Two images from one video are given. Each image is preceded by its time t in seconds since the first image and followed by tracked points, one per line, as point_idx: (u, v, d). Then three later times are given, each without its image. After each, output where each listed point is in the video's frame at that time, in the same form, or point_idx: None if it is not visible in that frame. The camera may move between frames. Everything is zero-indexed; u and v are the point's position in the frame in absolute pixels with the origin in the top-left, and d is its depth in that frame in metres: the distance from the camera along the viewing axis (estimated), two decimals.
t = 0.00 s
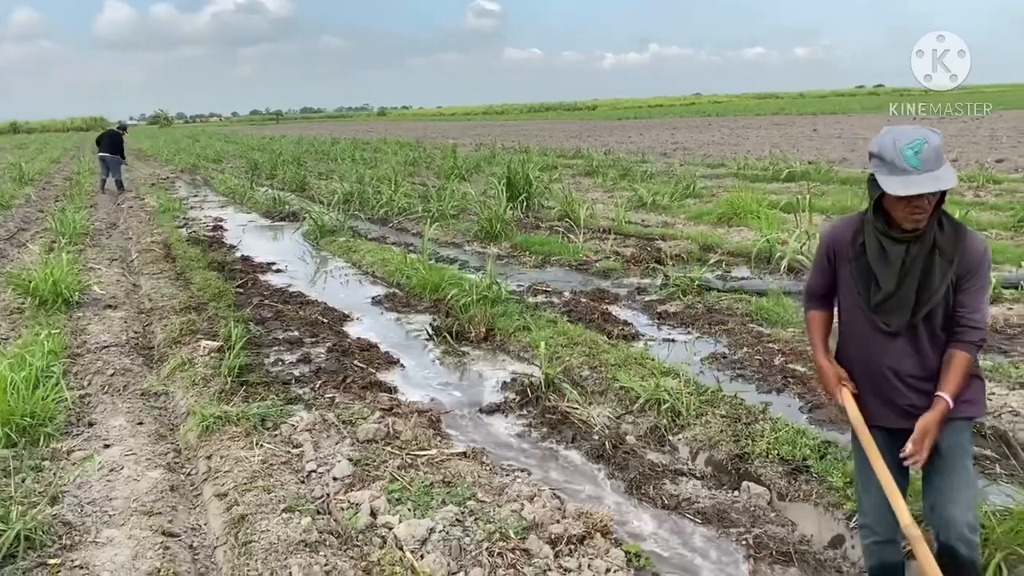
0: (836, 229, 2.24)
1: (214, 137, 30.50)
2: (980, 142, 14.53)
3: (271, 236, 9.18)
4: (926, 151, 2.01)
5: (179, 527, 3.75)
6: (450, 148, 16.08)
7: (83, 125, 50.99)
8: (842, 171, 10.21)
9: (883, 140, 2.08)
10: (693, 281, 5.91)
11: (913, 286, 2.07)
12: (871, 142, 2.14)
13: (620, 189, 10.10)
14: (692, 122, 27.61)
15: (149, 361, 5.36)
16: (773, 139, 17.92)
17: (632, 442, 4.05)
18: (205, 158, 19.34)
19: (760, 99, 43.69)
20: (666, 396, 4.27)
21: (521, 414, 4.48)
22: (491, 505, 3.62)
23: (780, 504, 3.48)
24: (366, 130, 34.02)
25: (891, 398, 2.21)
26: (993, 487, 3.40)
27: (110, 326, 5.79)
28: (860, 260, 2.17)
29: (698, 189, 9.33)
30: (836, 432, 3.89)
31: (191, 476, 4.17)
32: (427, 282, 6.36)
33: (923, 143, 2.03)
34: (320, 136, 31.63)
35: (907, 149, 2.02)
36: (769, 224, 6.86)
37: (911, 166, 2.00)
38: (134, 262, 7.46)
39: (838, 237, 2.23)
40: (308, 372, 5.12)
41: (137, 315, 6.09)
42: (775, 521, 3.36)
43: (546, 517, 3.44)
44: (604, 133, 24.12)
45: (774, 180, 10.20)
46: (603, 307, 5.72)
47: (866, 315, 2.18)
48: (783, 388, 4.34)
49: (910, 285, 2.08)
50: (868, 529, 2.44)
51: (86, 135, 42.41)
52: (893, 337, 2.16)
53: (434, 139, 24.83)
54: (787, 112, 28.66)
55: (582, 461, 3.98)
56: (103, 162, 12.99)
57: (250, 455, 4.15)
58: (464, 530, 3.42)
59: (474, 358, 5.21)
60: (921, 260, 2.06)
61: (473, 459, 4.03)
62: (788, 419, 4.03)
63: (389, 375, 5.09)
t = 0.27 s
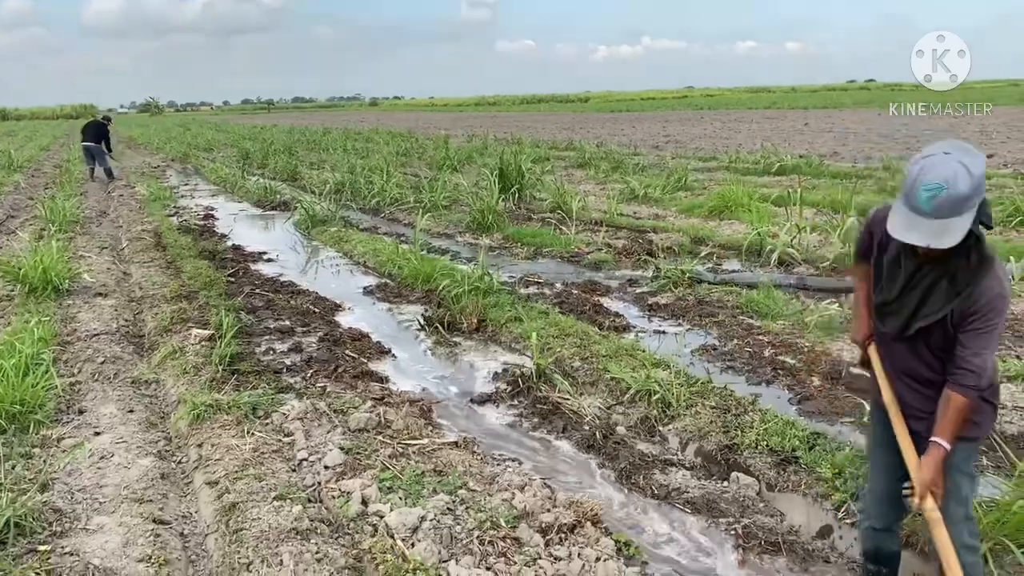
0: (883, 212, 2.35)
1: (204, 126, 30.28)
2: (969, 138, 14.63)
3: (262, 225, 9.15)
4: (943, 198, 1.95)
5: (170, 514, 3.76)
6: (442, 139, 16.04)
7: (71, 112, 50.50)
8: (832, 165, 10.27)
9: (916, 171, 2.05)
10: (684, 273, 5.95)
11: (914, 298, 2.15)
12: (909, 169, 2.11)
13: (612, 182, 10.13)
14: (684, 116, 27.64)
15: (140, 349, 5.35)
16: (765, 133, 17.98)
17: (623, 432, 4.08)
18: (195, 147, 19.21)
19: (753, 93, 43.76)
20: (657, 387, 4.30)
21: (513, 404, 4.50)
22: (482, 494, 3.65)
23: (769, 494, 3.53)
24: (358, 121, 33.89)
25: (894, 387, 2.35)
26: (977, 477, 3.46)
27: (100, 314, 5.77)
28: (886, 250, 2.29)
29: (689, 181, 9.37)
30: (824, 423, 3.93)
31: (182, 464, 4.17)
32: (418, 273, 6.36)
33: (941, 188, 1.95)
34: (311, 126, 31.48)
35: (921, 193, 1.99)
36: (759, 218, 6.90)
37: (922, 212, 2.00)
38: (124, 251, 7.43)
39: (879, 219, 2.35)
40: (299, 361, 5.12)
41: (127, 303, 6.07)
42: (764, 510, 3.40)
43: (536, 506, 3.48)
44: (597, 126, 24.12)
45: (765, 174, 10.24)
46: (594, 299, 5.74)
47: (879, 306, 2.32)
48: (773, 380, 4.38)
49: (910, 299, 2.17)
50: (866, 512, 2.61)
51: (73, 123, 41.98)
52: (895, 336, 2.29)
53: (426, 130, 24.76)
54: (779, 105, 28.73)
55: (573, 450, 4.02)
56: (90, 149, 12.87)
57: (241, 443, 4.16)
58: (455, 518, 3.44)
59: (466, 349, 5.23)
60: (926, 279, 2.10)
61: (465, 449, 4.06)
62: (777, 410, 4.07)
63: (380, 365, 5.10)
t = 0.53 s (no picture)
0: (906, 213, 2.37)
1: (200, 117, 30.16)
2: (965, 136, 14.66)
3: (257, 217, 9.13)
4: (973, 208, 1.98)
5: (166, 505, 3.77)
6: (438, 133, 16.01)
7: (66, 103, 50.22)
8: (829, 162, 10.29)
9: (944, 178, 2.06)
10: (680, 268, 5.96)
11: (938, 303, 2.17)
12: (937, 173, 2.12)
13: (609, 177, 10.13)
14: (681, 111, 27.62)
15: (135, 340, 5.35)
16: (762, 129, 18.00)
17: (618, 426, 4.10)
18: (191, 138, 19.13)
19: (751, 89, 43.76)
20: (652, 381, 4.32)
21: (509, 398, 4.52)
22: (477, 486, 3.66)
23: (763, 489, 3.55)
24: (354, 114, 33.80)
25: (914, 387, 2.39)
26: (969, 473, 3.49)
27: (95, 304, 5.75)
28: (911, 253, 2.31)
29: (686, 177, 9.38)
30: (819, 419, 3.95)
31: (177, 455, 4.17)
32: (415, 266, 6.37)
33: (971, 199, 1.97)
34: (307, 118, 31.40)
35: (950, 203, 2.02)
36: (756, 214, 6.91)
37: (951, 221, 2.03)
38: (119, 241, 7.41)
39: (903, 221, 2.37)
40: (295, 354, 5.12)
41: (123, 294, 6.06)
42: (758, 505, 3.43)
43: (532, 499, 3.50)
44: (594, 120, 24.11)
45: (761, 170, 10.26)
46: (590, 293, 5.76)
47: (903, 307, 2.34)
48: (768, 375, 4.40)
49: (935, 303, 2.18)
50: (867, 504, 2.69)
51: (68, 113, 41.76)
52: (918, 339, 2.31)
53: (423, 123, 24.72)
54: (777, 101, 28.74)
55: (569, 444, 4.03)
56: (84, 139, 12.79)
57: (237, 435, 4.16)
58: (450, 511, 3.45)
59: (462, 342, 5.24)
60: (952, 283, 2.11)
61: (461, 442, 4.07)
62: (772, 406, 4.09)
63: (377, 358, 5.11)
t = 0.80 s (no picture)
0: (906, 214, 2.36)
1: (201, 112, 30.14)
2: (967, 136, 14.66)
3: (259, 212, 9.14)
4: (991, 210, 1.98)
5: (167, 497, 3.79)
6: (440, 130, 15.99)
7: (67, 97, 50.14)
8: (830, 161, 10.31)
9: (954, 184, 2.07)
10: (681, 266, 5.98)
11: (952, 307, 2.17)
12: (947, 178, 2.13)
13: (610, 174, 10.14)
14: (683, 110, 27.62)
15: (137, 333, 5.36)
16: (763, 128, 18.02)
17: (618, 422, 4.12)
18: (192, 133, 19.12)
19: (752, 88, 43.76)
20: (652, 378, 4.34)
21: (509, 393, 4.54)
22: (478, 481, 3.69)
23: (762, 486, 3.58)
24: (357, 110, 33.80)
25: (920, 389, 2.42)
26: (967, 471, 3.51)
27: (97, 298, 5.77)
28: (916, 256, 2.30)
29: (687, 175, 9.39)
30: (817, 416, 3.98)
31: (178, 448, 4.19)
32: (416, 262, 6.38)
33: (989, 200, 1.98)
34: (309, 114, 31.41)
35: (967, 205, 2.01)
36: (757, 212, 6.93)
37: (968, 223, 2.02)
38: (121, 235, 7.42)
39: (904, 223, 2.36)
40: (296, 348, 5.14)
41: (124, 288, 6.07)
42: (757, 501, 3.45)
43: (531, 494, 3.52)
44: (595, 118, 24.11)
45: (762, 168, 10.28)
46: (591, 290, 5.77)
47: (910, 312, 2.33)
48: (768, 373, 4.42)
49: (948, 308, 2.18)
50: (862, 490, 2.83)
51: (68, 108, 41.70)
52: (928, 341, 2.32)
53: (424, 120, 24.72)
54: (778, 99, 28.73)
55: (569, 440, 4.05)
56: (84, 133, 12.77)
57: (238, 428, 4.18)
58: (450, 505, 3.47)
59: (463, 338, 5.26)
60: (965, 287, 2.12)
61: (461, 437, 4.09)
62: (772, 403, 4.12)
63: (378, 353, 5.12)
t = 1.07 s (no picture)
0: (895, 221, 2.42)
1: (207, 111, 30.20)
2: (974, 138, 14.61)
3: (264, 211, 9.16)
4: (971, 220, 2.00)
5: (172, 494, 3.80)
6: (445, 130, 15.99)
7: (73, 95, 50.30)
8: (836, 162, 10.28)
9: (933, 198, 2.10)
10: (686, 266, 5.98)
11: (935, 312, 2.20)
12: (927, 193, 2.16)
13: (615, 175, 10.14)
14: (688, 111, 27.59)
15: (142, 331, 5.38)
16: (769, 129, 17.99)
17: (623, 422, 4.12)
18: (198, 132, 19.15)
19: (757, 90, 43.76)
20: (656, 378, 4.35)
21: (513, 392, 4.54)
22: (481, 480, 3.69)
23: (766, 486, 3.58)
24: (363, 110, 33.83)
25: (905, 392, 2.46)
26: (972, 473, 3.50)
27: (103, 295, 5.79)
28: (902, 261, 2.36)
29: (693, 176, 9.38)
30: (821, 417, 3.98)
31: (183, 445, 4.20)
32: (421, 261, 6.39)
33: (968, 211, 2.00)
34: (315, 113, 31.48)
35: (947, 215, 2.03)
36: (762, 213, 6.93)
37: (948, 232, 2.05)
38: (127, 233, 7.44)
39: (892, 229, 2.42)
40: (301, 346, 5.15)
41: (130, 285, 6.09)
42: (761, 502, 3.45)
43: (535, 493, 3.52)
44: (601, 119, 24.11)
45: (768, 170, 10.26)
46: (596, 290, 5.78)
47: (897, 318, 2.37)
48: (772, 373, 4.42)
49: (932, 312, 2.22)
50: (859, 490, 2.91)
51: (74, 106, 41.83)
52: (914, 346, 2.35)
53: (430, 120, 24.74)
54: (785, 101, 28.68)
55: (573, 439, 4.06)
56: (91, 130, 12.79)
57: (243, 425, 4.19)
58: (453, 503, 3.48)
59: (467, 337, 5.26)
60: (948, 292, 2.15)
61: (465, 436, 4.10)
62: (776, 404, 4.12)
63: (382, 351, 5.14)
